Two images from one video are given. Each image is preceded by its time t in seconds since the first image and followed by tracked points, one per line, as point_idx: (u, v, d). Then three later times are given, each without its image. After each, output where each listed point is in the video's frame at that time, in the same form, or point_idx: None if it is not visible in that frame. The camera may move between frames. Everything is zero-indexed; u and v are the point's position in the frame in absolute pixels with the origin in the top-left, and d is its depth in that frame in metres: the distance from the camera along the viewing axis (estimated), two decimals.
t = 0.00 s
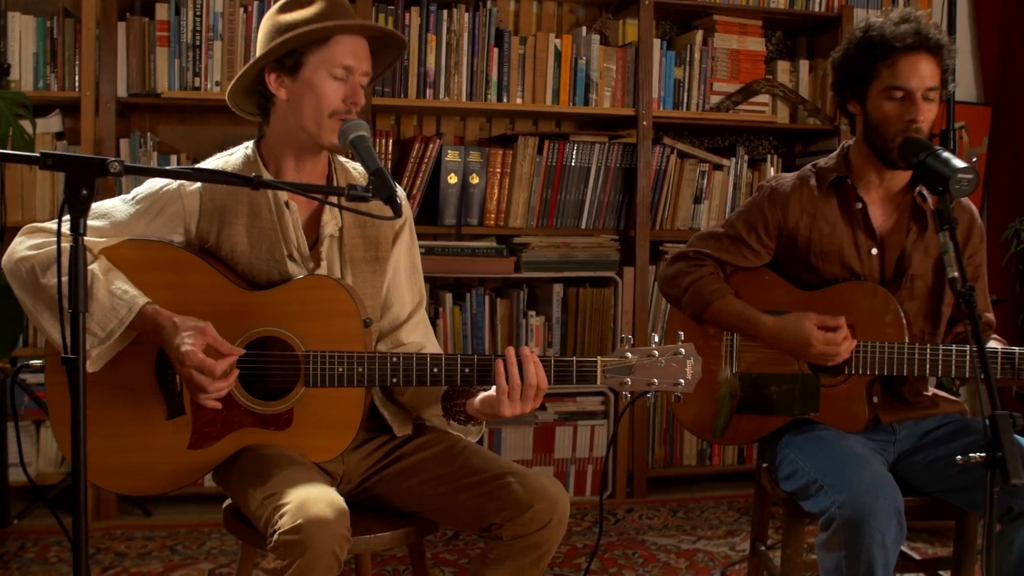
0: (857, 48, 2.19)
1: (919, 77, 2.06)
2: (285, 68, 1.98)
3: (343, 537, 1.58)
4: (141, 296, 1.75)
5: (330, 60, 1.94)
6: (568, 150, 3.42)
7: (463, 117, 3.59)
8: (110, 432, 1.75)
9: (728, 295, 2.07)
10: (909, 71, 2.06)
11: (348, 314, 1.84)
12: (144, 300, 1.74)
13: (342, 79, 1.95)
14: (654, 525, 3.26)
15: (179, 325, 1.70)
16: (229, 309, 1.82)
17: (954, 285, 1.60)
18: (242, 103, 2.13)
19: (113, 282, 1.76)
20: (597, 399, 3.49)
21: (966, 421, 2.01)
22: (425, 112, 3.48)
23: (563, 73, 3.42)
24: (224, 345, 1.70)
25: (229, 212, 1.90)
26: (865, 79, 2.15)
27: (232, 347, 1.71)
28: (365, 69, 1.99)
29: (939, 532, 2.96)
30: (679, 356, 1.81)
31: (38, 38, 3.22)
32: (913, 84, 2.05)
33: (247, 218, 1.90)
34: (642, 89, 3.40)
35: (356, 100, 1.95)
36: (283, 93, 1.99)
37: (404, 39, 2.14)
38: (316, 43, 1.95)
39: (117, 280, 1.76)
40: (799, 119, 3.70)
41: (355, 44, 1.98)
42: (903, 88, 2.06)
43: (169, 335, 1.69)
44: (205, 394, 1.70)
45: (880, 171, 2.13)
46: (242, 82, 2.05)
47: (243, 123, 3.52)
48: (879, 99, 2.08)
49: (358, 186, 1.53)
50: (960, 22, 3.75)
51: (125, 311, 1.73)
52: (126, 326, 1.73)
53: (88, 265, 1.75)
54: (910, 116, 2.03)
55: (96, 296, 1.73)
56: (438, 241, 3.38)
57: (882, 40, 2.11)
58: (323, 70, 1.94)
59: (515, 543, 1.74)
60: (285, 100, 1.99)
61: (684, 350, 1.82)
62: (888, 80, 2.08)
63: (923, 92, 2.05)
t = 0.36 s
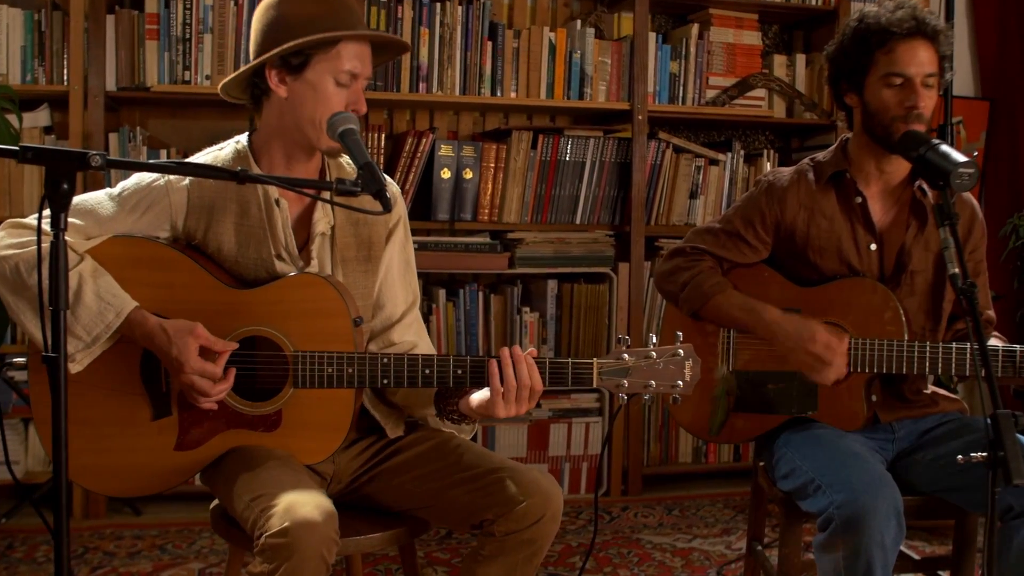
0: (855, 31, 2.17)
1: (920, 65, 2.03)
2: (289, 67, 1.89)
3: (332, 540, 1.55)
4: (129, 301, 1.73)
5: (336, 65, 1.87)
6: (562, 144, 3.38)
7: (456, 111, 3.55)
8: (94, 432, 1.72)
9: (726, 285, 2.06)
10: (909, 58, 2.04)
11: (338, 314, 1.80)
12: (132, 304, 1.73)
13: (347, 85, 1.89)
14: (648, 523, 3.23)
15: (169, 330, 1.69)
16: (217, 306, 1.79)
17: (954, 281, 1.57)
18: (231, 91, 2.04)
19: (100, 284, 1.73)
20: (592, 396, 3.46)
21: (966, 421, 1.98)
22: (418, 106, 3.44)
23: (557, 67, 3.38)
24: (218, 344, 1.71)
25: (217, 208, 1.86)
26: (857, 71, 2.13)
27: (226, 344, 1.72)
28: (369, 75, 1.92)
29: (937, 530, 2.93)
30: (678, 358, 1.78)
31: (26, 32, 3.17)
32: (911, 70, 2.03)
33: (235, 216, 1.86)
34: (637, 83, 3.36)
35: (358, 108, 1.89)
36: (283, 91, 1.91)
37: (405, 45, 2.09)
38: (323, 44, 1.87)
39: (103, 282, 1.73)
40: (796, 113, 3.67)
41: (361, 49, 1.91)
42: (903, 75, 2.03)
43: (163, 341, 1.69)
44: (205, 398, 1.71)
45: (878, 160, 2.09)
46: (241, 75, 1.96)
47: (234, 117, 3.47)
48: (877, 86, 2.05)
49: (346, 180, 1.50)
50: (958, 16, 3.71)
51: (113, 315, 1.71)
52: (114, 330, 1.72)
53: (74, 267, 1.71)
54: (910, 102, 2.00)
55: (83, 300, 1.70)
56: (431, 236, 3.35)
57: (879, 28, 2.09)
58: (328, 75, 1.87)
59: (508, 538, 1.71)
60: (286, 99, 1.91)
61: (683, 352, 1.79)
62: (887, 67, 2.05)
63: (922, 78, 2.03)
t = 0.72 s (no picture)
0: (871, 27, 2.08)
1: (936, 82, 1.97)
2: (263, 57, 1.87)
3: (311, 547, 1.51)
4: (106, 298, 1.68)
5: (310, 51, 1.86)
6: (552, 143, 3.35)
7: (445, 109, 3.51)
8: (68, 435, 1.67)
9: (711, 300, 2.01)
10: (925, 76, 1.97)
11: (319, 311, 1.77)
12: (110, 302, 1.68)
13: (322, 73, 1.88)
14: (639, 526, 3.19)
15: (149, 329, 1.65)
16: (196, 308, 1.74)
17: (949, 282, 1.53)
18: (203, 86, 2.00)
19: (75, 282, 1.68)
20: (582, 397, 3.43)
21: (961, 422, 1.95)
22: (406, 104, 3.40)
23: (547, 65, 3.35)
24: (200, 345, 1.67)
25: (195, 204, 1.82)
26: (871, 77, 2.03)
27: (207, 346, 1.68)
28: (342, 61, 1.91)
29: (929, 532, 2.91)
30: (666, 357, 1.75)
31: (8, 27, 3.11)
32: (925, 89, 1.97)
33: (214, 212, 1.82)
34: (628, 81, 3.32)
35: (333, 96, 1.88)
36: (257, 82, 1.88)
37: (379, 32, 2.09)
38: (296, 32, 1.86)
39: (79, 280, 1.69)
40: (787, 112, 3.63)
41: (333, 35, 1.90)
42: (919, 95, 1.98)
43: (142, 341, 1.64)
44: (183, 399, 1.66)
45: (873, 166, 2.06)
46: (213, 68, 1.93)
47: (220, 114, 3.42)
48: (889, 99, 2.00)
49: (328, 177, 1.45)
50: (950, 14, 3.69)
51: (90, 313, 1.66)
52: (91, 328, 1.67)
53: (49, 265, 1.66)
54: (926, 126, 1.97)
55: (58, 298, 1.66)
56: (419, 235, 3.31)
57: (908, 44, 1.98)
58: (303, 63, 1.86)
59: (493, 549, 1.68)
60: (260, 91, 1.89)
61: (671, 351, 1.75)
62: (903, 85, 1.98)
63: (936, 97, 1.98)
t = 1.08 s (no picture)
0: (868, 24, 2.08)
1: (932, 76, 1.96)
2: (255, 66, 1.83)
3: (293, 561, 1.47)
4: (83, 307, 1.65)
5: (302, 61, 1.82)
6: (543, 147, 3.32)
7: (435, 112, 3.48)
8: (47, 446, 1.64)
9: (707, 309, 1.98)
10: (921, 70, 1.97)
11: (302, 323, 1.73)
12: (86, 311, 1.65)
13: (316, 83, 1.84)
14: (630, 533, 3.16)
15: (122, 342, 1.62)
16: (176, 316, 1.71)
17: (944, 288, 1.51)
18: (189, 93, 1.96)
19: (51, 291, 1.65)
20: (573, 403, 3.39)
21: (956, 430, 1.91)
22: (396, 107, 3.36)
23: (538, 68, 3.32)
24: (173, 364, 1.64)
25: (175, 212, 1.78)
26: (867, 72, 2.04)
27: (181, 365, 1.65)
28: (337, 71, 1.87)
29: (922, 540, 2.88)
30: (657, 364, 1.72)
31: None
32: (924, 84, 1.96)
33: (195, 220, 1.78)
34: (619, 84, 3.30)
35: (328, 106, 1.84)
36: (249, 91, 1.85)
37: (375, 37, 2.05)
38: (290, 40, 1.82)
39: (55, 288, 1.66)
40: (780, 116, 3.61)
41: (328, 44, 1.86)
42: (917, 90, 1.97)
43: (116, 351, 1.61)
44: (150, 418, 1.63)
45: (870, 167, 2.03)
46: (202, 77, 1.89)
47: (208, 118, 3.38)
48: (890, 95, 1.98)
49: (312, 182, 1.42)
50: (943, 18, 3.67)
51: (65, 323, 1.63)
52: (66, 338, 1.64)
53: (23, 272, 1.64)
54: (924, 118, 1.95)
55: (33, 306, 1.63)
56: (408, 240, 3.27)
57: (906, 37, 1.98)
58: (296, 73, 1.82)
59: (477, 565, 1.65)
60: (251, 99, 1.85)
61: (662, 357, 1.72)
62: (901, 79, 1.97)
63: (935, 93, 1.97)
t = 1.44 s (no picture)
0: (854, 30, 2.06)
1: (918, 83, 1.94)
2: (215, 57, 1.80)
3: None
4: (57, 314, 1.61)
5: (264, 46, 1.79)
6: (525, 153, 3.29)
7: (416, 118, 3.45)
8: (17, 459, 1.59)
9: (690, 301, 1.97)
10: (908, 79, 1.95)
11: (282, 330, 1.69)
12: (62, 318, 1.60)
13: (279, 69, 1.80)
14: (614, 543, 3.13)
15: (99, 349, 1.57)
16: (153, 323, 1.66)
17: (934, 295, 1.49)
18: (155, 98, 1.92)
19: (25, 298, 1.61)
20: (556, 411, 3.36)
21: (945, 439, 1.89)
22: (377, 113, 3.33)
23: (520, 74, 3.29)
24: (145, 387, 1.58)
25: (153, 214, 1.74)
26: (851, 80, 2.02)
27: (153, 390, 1.59)
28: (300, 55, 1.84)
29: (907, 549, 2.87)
30: (646, 376, 1.69)
31: None
32: (909, 92, 1.94)
33: (173, 223, 1.74)
34: (602, 90, 3.27)
35: (294, 92, 1.80)
36: (212, 84, 1.81)
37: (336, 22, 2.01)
38: (251, 28, 1.79)
39: (30, 295, 1.62)
40: (763, 122, 3.60)
41: (287, 27, 1.83)
42: (902, 98, 1.94)
43: (91, 358, 1.57)
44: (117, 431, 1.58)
45: (855, 176, 2.01)
46: (163, 76, 1.85)
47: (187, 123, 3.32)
48: (875, 106, 1.96)
49: (290, 187, 1.38)
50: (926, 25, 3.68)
51: (40, 329, 1.59)
52: (40, 345, 1.60)
53: None
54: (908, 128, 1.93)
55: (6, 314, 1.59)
56: (389, 247, 3.23)
57: (889, 44, 1.96)
58: (258, 61, 1.78)
59: None
60: (216, 94, 1.81)
61: (651, 369, 1.69)
62: (885, 86, 1.96)
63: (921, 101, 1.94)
